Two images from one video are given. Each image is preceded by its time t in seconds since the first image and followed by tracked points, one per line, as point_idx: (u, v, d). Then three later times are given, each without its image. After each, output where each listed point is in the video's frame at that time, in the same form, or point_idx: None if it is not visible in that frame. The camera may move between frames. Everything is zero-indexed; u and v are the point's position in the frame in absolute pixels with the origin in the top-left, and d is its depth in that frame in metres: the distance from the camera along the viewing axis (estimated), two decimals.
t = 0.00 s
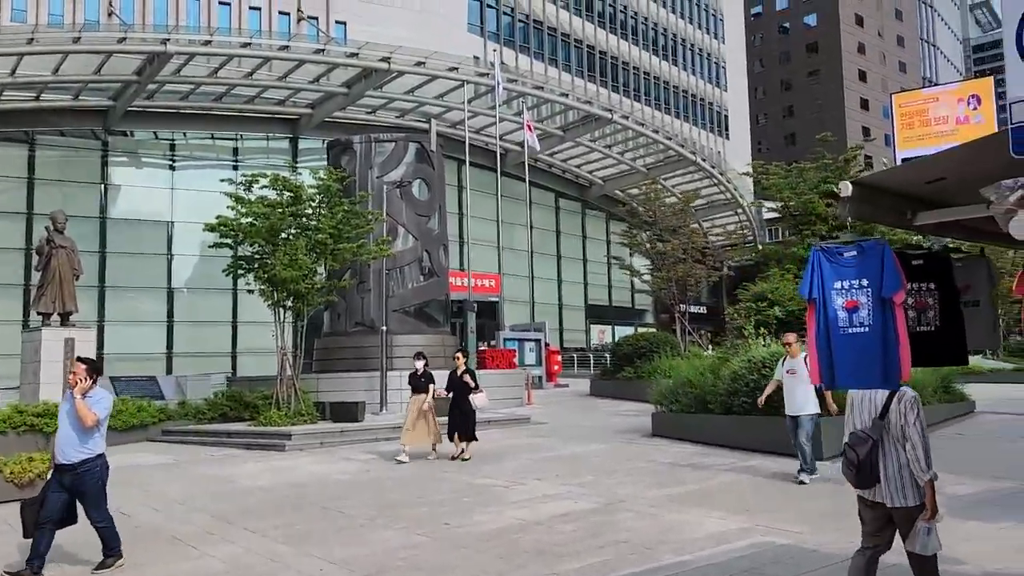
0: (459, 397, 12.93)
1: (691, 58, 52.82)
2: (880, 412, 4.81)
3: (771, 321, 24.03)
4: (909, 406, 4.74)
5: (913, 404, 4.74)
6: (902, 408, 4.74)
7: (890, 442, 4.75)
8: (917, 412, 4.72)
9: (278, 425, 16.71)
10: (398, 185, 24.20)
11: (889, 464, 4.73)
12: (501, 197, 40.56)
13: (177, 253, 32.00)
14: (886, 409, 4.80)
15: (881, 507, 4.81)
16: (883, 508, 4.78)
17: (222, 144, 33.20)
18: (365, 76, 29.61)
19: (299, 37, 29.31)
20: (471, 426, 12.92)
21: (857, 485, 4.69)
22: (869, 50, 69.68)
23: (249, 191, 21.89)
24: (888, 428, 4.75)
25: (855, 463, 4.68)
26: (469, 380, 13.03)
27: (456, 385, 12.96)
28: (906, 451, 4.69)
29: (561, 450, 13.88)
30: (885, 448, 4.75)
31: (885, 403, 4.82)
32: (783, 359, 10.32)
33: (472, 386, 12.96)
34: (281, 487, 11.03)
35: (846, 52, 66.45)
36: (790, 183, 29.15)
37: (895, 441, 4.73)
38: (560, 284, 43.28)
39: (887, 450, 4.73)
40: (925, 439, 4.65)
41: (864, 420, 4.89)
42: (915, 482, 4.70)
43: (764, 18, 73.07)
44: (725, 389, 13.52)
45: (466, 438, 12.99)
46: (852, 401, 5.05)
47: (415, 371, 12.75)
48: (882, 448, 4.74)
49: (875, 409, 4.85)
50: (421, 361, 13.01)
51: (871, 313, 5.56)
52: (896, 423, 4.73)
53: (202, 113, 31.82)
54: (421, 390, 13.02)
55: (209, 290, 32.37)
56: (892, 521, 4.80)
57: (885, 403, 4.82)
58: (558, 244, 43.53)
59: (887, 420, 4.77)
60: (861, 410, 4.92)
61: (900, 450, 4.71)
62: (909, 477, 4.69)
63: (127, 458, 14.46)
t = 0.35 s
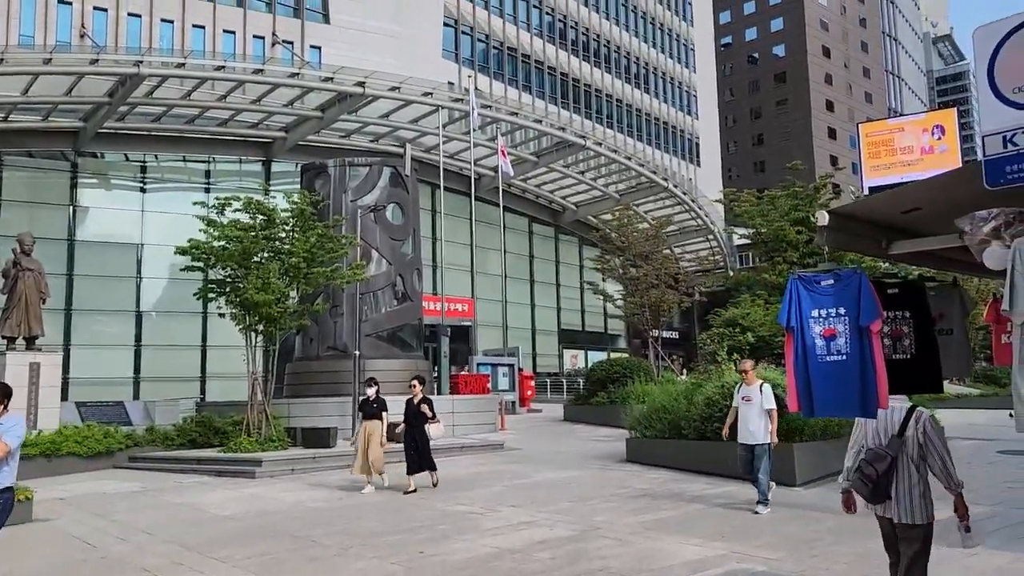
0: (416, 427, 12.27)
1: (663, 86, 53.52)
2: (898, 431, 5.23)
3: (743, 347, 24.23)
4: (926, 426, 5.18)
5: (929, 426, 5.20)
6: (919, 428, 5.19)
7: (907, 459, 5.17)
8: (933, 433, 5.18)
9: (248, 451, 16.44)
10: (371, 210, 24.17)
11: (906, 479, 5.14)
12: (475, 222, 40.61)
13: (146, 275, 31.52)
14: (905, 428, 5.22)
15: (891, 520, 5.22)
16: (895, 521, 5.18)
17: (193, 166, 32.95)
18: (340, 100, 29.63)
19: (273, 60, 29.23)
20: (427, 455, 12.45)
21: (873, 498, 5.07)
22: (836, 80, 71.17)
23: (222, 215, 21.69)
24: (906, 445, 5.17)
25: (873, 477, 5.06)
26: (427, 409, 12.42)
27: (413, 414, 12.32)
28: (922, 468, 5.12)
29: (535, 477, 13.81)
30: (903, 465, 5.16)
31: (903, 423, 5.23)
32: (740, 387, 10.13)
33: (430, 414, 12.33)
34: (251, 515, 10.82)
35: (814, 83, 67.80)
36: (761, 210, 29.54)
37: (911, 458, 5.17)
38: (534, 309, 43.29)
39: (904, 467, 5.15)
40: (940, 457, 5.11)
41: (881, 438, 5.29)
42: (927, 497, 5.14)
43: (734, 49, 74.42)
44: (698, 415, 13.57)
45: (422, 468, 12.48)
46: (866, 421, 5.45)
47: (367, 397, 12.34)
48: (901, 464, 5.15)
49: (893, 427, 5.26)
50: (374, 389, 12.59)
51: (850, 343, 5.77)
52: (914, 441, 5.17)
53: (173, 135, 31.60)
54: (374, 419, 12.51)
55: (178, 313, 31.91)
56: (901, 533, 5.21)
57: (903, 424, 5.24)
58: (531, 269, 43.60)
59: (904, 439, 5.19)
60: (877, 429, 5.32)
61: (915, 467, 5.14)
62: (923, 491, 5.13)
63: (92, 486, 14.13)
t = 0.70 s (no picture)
0: (384, 466, 11.40)
1: (649, 121, 54.08)
2: (912, 458, 5.37)
3: (732, 380, 24.26)
4: (937, 452, 5.34)
5: (941, 452, 5.35)
6: (932, 454, 5.34)
7: (923, 486, 5.32)
8: (946, 458, 5.34)
9: (234, 488, 16.22)
10: (359, 244, 24.16)
11: (924, 506, 5.29)
12: (463, 256, 40.64)
13: (132, 310, 31.22)
14: (918, 455, 5.37)
15: (910, 548, 5.35)
16: (916, 547, 5.32)
17: (182, 201, 32.97)
18: (329, 134, 29.78)
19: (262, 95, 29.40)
20: (392, 500, 11.43)
21: (895, 527, 5.22)
22: (820, 115, 72.19)
23: (209, 248, 21.62)
24: (921, 472, 5.32)
25: (893, 506, 5.22)
26: (398, 449, 11.56)
27: (382, 452, 11.51)
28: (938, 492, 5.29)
29: (524, 512, 13.72)
30: (919, 492, 5.30)
31: (915, 450, 5.38)
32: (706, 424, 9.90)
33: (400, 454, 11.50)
34: (238, 554, 10.67)
35: (798, 117, 68.73)
36: (748, 244, 29.73)
37: (926, 484, 5.33)
38: (522, 342, 43.21)
39: (920, 494, 5.29)
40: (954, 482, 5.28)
41: (896, 464, 5.42)
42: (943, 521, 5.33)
43: (719, 84, 75.45)
44: (687, 449, 13.55)
45: (388, 513, 11.45)
46: (878, 449, 5.57)
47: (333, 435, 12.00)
48: (917, 491, 5.30)
49: (907, 455, 5.39)
50: (343, 428, 12.21)
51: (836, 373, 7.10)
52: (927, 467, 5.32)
53: (161, 169, 31.67)
54: (341, 460, 12.05)
55: (164, 347, 31.66)
56: (919, 559, 5.35)
57: (916, 451, 5.38)
58: (520, 302, 43.59)
59: (918, 466, 5.34)
60: (892, 456, 5.44)
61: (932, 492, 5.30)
62: (939, 516, 5.29)
63: (76, 525, 13.90)
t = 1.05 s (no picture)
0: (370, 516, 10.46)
1: (646, 163, 54.56)
2: (944, 503, 5.48)
3: (733, 422, 24.14)
4: (970, 497, 5.43)
5: (975, 497, 5.44)
6: (965, 499, 5.43)
7: (956, 532, 5.41)
8: (979, 503, 5.42)
9: (231, 538, 15.99)
10: (358, 288, 24.26)
11: (956, 551, 5.38)
12: (462, 299, 40.66)
13: (131, 356, 31.09)
14: (950, 500, 5.47)
15: None
16: None
17: (182, 247, 32.89)
18: (328, 180, 30.02)
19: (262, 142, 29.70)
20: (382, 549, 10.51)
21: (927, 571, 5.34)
22: (815, 156, 72.93)
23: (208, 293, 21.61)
24: (953, 517, 5.41)
25: (924, 550, 5.34)
26: (380, 495, 10.66)
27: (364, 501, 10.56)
28: (971, 537, 5.37)
29: (526, 560, 13.49)
30: (952, 537, 5.40)
31: (947, 495, 5.49)
32: (680, 469, 9.41)
33: (381, 502, 10.58)
34: None
35: (793, 158, 69.38)
36: (746, 284, 29.79)
37: (959, 529, 5.40)
38: (522, 385, 43.00)
39: (954, 538, 5.38)
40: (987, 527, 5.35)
41: (929, 510, 5.55)
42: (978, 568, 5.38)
43: (714, 127, 76.29)
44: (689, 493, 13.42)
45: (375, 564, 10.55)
46: (913, 492, 5.73)
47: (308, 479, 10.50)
48: (950, 536, 5.39)
49: (939, 499, 5.51)
50: (314, 474, 10.73)
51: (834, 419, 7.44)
52: (960, 512, 5.41)
53: (162, 216, 31.84)
54: (316, 510, 10.58)
55: (163, 394, 31.44)
56: None
57: (948, 496, 5.48)
58: (519, 344, 43.47)
59: (951, 510, 5.43)
60: (925, 501, 5.58)
61: (966, 537, 5.37)
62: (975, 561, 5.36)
63: None
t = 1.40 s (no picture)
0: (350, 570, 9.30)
1: (654, 209, 54.81)
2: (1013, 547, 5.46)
3: (749, 469, 23.82)
4: None
5: None
6: None
7: None
8: None
9: None
10: (369, 338, 24.29)
11: None
12: (473, 348, 40.58)
13: (142, 410, 31.04)
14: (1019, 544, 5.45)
15: None
16: None
17: (193, 299, 33.06)
18: (338, 231, 30.26)
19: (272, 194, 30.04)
20: None
21: None
22: (822, 199, 73.17)
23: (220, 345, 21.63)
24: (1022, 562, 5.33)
25: None
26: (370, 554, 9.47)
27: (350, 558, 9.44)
28: None
29: None
30: None
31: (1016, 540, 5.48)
32: (672, 525, 9.22)
33: (369, 558, 9.39)
34: None
35: (801, 202, 69.62)
36: (757, 329, 29.68)
37: None
38: (534, 433, 42.61)
39: None
40: None
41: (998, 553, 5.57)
42: None
43: (721, 172, 76.77)
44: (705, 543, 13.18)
45: None
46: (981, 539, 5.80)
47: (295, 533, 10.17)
48: None
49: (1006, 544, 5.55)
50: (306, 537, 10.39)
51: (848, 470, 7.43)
52: None
53: (174, 269, 32.10)
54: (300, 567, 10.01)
55: (174, 448, 31.28)
56: None
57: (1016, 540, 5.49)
58: (530, 392, 43.21)
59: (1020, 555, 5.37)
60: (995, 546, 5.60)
61: None
62: None
63: None
